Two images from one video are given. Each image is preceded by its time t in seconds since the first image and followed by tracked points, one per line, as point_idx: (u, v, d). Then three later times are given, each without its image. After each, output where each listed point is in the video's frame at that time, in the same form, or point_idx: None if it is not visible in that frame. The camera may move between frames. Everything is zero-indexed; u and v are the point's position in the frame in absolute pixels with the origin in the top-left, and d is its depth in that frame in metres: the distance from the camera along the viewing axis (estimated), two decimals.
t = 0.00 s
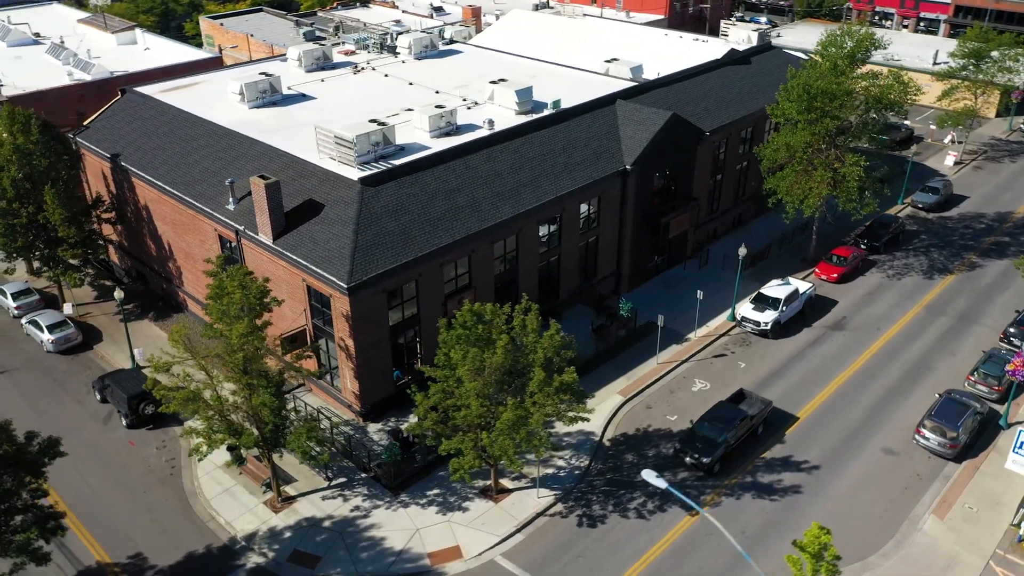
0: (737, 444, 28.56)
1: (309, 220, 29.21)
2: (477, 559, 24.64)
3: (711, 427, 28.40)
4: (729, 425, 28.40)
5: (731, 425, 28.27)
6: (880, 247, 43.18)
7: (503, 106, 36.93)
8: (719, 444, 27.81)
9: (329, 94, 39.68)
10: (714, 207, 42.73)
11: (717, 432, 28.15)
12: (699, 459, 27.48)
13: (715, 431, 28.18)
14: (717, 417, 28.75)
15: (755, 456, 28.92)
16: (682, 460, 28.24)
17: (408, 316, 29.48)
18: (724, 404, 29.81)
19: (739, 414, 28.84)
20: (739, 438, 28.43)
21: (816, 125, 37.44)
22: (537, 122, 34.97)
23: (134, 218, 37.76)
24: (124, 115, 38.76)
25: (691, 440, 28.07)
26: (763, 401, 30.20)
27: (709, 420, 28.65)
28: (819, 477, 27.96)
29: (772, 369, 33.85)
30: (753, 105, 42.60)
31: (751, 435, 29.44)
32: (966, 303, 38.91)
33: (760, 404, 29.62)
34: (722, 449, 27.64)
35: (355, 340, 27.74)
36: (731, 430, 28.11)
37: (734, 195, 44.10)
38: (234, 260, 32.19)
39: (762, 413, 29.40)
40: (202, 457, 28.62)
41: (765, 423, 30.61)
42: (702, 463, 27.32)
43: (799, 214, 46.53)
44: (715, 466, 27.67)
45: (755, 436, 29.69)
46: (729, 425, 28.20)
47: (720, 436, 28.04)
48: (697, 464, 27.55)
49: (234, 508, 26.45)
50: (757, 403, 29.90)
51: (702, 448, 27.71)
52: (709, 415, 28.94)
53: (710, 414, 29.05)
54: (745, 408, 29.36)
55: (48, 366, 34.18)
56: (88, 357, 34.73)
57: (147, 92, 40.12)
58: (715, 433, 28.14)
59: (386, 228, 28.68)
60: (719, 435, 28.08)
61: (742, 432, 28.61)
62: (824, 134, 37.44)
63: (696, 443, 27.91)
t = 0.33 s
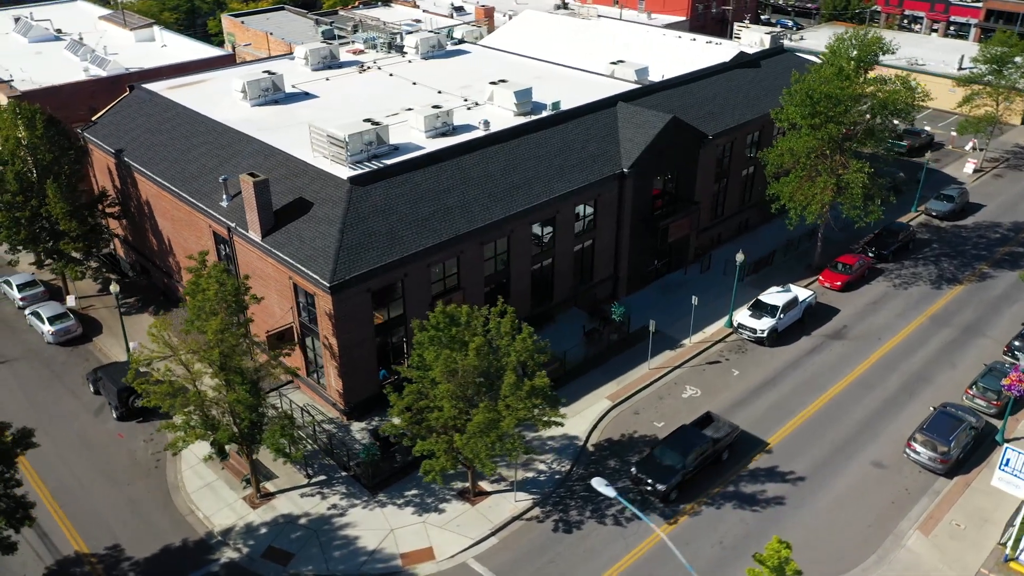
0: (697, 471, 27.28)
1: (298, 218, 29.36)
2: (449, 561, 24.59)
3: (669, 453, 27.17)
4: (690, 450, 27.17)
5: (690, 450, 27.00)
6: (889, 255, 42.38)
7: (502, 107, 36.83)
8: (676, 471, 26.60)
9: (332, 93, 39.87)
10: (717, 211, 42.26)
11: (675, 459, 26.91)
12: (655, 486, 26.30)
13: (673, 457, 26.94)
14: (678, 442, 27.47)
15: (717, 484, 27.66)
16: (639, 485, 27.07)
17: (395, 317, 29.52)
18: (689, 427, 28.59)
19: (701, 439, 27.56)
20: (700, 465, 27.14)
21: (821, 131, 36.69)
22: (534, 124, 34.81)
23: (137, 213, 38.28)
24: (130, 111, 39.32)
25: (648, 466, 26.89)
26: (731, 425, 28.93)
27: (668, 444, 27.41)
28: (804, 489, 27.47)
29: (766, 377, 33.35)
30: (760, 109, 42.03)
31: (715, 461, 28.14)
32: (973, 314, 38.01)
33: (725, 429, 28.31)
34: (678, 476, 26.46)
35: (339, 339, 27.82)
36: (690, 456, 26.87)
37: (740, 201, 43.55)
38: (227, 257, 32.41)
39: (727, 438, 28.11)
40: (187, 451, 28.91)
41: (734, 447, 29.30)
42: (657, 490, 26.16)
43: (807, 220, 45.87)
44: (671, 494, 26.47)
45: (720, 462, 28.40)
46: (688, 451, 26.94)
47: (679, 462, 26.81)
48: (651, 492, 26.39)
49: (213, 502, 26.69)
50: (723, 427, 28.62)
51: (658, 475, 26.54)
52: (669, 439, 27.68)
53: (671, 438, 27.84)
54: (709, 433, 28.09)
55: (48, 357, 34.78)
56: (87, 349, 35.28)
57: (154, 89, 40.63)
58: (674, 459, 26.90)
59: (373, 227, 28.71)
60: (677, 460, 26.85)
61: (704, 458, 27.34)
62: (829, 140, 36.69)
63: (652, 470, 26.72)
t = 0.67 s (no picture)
0: (650, 496, 26.35)
1: (286, 216, 29.55)
2: (420, 562, 24.58)
3: (621, 477, 26.24)
4: (643, 474, 26.25)
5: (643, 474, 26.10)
6: (895, 263, 41.59)
7: (500, 108, 36.78)
8: (627, 495, 25.76)
9: (334, 92, 40.06)
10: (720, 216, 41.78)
11: (627, 483, 26.01)
12: (603, 511, 25.41)
13: (624, 482, 26.05)
14: (631, 465, 26.58)
15: (673, 508, 26.66)
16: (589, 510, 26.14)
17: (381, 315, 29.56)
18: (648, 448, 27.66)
19: (656, 462, 26.65)
20: (653, 490, 26.22)
21: (824, 136, 36.10)
22: (530, 125, 34.70)
23: (141, 208, 38.80)
24: (136, 108, 39.88)
25: (598, 489, 26.02)
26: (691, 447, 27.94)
27: (621, 468, 26.52)
28: (786, 500, 27.04)
29: (758, 386, 32.89)
30: (766, 113, 41.49)
31: (672, 485, 27.16)
32: (978, 326, 37.15)
33: (683, 452, 27.34)
34: (629, 501, 25.57)
35: (321, 337, 27.93)
36: (643, 480, 25.96)
37: (744, 206, 43.02)
38: (220, 253, 32.65)
39: (686, 461, 27.16)
40: (172, 445, 29.25)
41: (695, 470, 28.28)
42: (606, 515, 25.30)
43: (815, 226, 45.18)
44: (621, 520, 25.56)
45: (677, 486, 27.41)
46: (641, 475, 26.04)
47: (631, 486, 25.94)
48: (600, 517, 25.54)
49: (193, 496, 26.96)
50: (683, 449, 27.63)
51: (607, 500, 25.67)
52: (622, 462, 26.77)
53: (627, 459, 26.96)
54: (666, 455, 27.16)
55: (48, 348, 35.39)
56: (86, 341, 35.83)
57: (161, 86, 41.14)
58: (625, 483, 26.02)
59: (359, 226, 28.81)
60: (629, 484, 25.97)
61: (658, 481, 26.42)
62: (832, 145, 36.08)
63: (602, 494, 25.83)
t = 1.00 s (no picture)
0: (598, 519, 25.34)
1: (274, 213, 29.78)
2: (390, 561, 24.62)
3: (569, 498, 25.24)
4: (592, 496, 25.21)
5: (591, 496, 25.07)
6: (901, 272, 40.83)
7: (498, 108, 36.75)
8: (574, 516, 24.81)
9: (336, 90, 40.30)
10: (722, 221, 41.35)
11: (574, 505, 25.03)
12: (546, 532, 24.51)
13: (571, 503, 25.07)
14: (580, 485, 25.56)
15: (621, 533, 25.69)
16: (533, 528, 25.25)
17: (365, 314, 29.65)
18: (600, 467, 26.57)
19: (607, 483, 25.63)
20: (601, 512, 25.22)
21: (824, 141, 35.49)
22: (524, 127, 34.58)
23: (144, 202, 39.36)
24: (142, 104, 40.47)
25: (545, 509, 25.10)
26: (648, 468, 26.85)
27: (570, 487, 25.53)
28: (765, 510, 26.65)
29: (748, 394, 32.45)
30: (771, 117, 40.95)
31: (624, 506, 26.23)
32: (982, 337, 36.29)
33: (637, 474, 26.27)
34: (574, 524, 24.60)
35: (303, 334, 28.10)
36: (590, 502, 24.95)
37: (748, 211, 42.50)
38: (213, 250, 32.99)
39: (640, 483, 26.14)
40: (158, 437, 29.65)
41: (668, 481, 27.77)
42: (548, 537, 24.38)
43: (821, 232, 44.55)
44: (565, 543, 24.64)
45: (630, 508, 26.45)
46: (589, 497, 25.04)
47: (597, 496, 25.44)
48: (543, 538, 24.64)
49: (174, 488, 27.30)
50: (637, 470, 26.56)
51: (551, 521, 24.72)
52: (572, 481, 25.73)
53: (579, 477, 25.96)
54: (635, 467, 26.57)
55: (48, 338, 36.08)
56: (85, 333, 36.48)
57: (168, 83, 41.70)
58: (572, 504, 25.06)
59: (345, 225, 28.91)
60: (576, 506, 25.00)
61: (608, 503, 25.45)
62: (833, 150, 35.47)
63: (547, 515, 24.91)
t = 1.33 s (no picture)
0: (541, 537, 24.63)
1: (262, 211, 30.07)
2: (359, 559, 24.70)
3: (512, 516, 24.63)
4: (536, 513, 24.56)
5: (535, 513, 24.47)
6: (905, 281, 40.11)
7: (494, 109, 36.73)
8: (516, 535, 24.17)
9: (337, 89, 40.56)
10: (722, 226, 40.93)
11: (516, 522, 24.40)
12: (485, 549, 23.87)
13: (513, 521, 24.45)
14: (524, 502, 24.89)
15: (566, 552, 24.94)
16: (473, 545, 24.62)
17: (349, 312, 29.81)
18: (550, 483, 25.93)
19: (553, 500, 24.95)
20: (545, 531, 24.56)
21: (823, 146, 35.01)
22: (518, 128, 34.50)
23: (147, 196, 39.92)
24: (147, 100, 41.06)
25: (487, 525, 24.54)
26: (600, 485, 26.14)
27: (515, 504, 24.91)
28: (742, 519, 26.31)
29: (736, 401, 32.08)
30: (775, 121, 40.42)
31: (571, 525, 25.49)
32: (983, 349, 35.49)
33: (589, 490, 25.65)
34: (515, 542, 23.98)
35: (286, 331, 28.34)
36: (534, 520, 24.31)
37: (750, 216, 42.00)
38: (206, 245, 33.35)
39: (589, 501, 25.42)
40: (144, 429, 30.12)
41: (644, 487, 27.51)
42: (486, 554, 23.76)
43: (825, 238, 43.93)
44: (505, 561, 23.99)
45: (579, 526, 25.70)
46: (532, 515, 24.39)
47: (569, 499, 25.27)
48: (481, 555, 24.03)
49: (155, 480, 27.68)
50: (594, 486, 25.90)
51: (491, 539, 24.10)
52: (517, 499, 25.11)
53: (525, 493, 25.34)
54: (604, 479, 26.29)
55: (49, 329, 36.77)
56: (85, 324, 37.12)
57: (175, 80, 42.25)
58: (516, 520, 24.45)
59: (330, 223, 29.09)
60: (518, 524, 24.37)
61: (553, 523, 24.72)
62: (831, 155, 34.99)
63: (487, 531, 24.31)
